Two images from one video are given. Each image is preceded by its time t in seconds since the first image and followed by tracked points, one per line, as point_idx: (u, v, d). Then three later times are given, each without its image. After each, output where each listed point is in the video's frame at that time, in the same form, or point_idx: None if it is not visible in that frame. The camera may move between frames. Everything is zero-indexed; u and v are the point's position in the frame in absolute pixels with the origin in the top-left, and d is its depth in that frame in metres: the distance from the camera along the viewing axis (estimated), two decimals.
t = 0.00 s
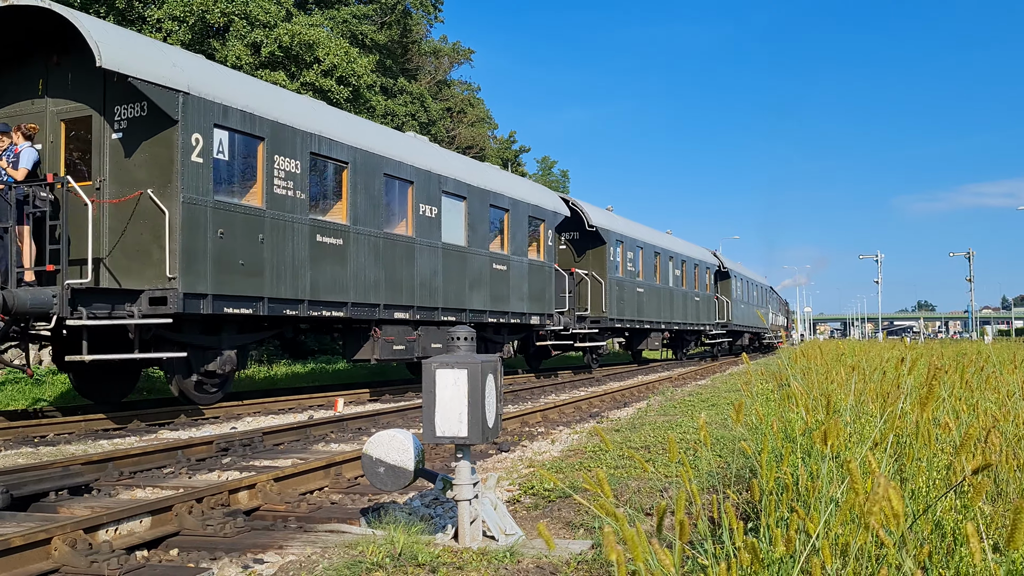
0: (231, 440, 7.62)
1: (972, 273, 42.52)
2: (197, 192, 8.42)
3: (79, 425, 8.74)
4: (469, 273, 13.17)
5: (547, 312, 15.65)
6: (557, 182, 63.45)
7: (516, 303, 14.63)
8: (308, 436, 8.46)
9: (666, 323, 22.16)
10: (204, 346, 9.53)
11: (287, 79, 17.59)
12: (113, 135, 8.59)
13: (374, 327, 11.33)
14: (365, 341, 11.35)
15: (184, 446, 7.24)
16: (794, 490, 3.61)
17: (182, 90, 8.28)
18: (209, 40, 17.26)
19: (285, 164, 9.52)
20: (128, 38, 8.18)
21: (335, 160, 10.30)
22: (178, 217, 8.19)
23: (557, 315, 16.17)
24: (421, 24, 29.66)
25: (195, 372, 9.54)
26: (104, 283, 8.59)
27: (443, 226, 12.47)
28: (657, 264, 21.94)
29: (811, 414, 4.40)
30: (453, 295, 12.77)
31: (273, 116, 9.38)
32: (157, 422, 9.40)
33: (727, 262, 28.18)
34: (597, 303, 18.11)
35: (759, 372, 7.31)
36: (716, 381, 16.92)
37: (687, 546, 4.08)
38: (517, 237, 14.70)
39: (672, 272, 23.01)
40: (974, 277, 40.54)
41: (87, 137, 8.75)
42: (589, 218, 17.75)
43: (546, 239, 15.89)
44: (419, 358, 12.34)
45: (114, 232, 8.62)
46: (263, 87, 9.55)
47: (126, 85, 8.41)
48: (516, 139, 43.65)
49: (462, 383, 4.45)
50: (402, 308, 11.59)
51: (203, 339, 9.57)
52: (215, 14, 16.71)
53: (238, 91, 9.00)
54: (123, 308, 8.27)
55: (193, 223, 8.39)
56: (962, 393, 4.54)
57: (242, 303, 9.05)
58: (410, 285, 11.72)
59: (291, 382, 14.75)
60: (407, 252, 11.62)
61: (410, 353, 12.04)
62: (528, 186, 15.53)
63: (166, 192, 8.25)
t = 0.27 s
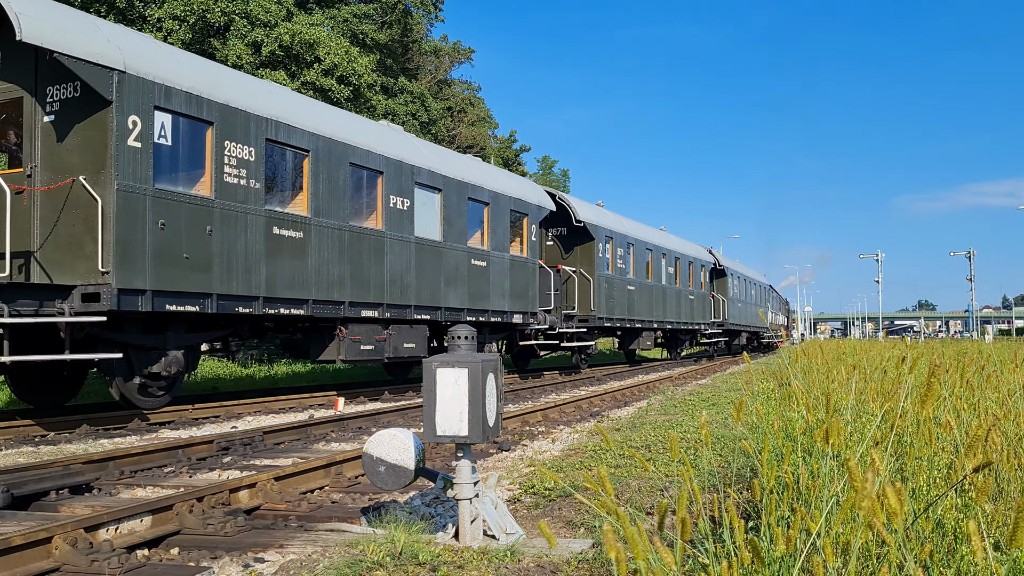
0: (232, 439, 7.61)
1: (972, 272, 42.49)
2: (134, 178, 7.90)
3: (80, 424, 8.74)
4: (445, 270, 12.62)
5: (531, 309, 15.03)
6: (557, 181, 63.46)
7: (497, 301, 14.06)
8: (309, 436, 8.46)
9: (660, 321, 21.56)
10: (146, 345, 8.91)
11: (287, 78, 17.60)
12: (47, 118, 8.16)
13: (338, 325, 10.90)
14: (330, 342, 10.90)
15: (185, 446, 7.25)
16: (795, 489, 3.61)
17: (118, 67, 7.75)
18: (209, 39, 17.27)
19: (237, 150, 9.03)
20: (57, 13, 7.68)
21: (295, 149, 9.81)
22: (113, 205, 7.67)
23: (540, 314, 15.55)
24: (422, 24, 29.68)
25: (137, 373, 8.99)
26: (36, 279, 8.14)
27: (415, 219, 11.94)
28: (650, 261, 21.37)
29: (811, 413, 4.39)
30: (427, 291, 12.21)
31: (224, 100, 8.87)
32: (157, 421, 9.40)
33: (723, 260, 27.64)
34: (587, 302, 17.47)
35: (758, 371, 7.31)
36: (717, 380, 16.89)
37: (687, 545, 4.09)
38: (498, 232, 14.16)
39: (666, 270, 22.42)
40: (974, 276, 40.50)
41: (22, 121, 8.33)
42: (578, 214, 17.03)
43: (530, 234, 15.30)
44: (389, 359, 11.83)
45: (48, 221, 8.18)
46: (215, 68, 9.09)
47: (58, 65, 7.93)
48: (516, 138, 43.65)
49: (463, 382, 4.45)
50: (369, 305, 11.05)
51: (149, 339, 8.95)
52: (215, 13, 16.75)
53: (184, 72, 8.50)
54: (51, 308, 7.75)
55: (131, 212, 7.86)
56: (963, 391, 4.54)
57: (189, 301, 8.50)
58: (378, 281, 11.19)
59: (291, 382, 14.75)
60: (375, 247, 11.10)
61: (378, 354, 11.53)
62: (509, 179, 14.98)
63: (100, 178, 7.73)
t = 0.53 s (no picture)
0: (232, 439, 7.61)
1: (972, 272, 42.49)
2: (57, 161, 7.18)
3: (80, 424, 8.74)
4: (420, 266, 11.90)
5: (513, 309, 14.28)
6: (557, 181, 63.47)
7: (478, 300, 13.34)
8: (309, 435, 8.46)
9: (651, 320, 20.99)
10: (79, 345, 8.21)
11: (288, 77, 17.60)
12: None
13: (300, 325, 10.09)
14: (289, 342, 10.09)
15: (185, 445, 7.25)
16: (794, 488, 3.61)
17: (42, 41, 7.04)
18: (209, 39, 17.28)
19: (181, 135, 8.31)
20: None
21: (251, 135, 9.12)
22: (34, 192, 6.97)
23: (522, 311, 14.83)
24: (422, 23, 29.68)
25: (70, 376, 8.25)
26: None
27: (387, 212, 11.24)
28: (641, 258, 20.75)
29: (811, 412, 4.39)
30: (400, 289, 11.49)
31: (169, 80, 8.18)
32: (157, 420, 9.41)
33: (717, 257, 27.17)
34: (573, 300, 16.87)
35: (759, 371, 7.30)
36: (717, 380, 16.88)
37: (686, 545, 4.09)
38: (479, 226, 13.44)
39: (658, 267, 21.81)
40: (974, 275, 40.47)
41: None
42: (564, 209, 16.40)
43: (512, 230, 14.54)
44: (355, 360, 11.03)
45: None
46: (162, 46, 8.38)
47: None
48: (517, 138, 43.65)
49: (463, 382, 4.45)
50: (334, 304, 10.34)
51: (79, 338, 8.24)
52: (215, 13, 16.77)
53: (120, 48, 7.79)
54: None
55: (54, 200, 7.15)
56: (963, 391, 4.53)
57: (123, 297, 7.77)
58: (344, 278, 10.47)
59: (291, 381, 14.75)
60: (341, 241, 10.39)
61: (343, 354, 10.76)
62: (490, 171, 14.22)
63: (20, 162, 7.04)
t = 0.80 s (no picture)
0: (232, 439, 7.61)
1: (972, 271, 42.49)
2: None
3: (80, 424, 8.75)
4: (387, 261, 11.34)
5: (491, 307, 13.71)
6: (557, 180, 63.52)
7: (452, 297, 12.78)
8: (310, 435, 8.47)
9: (642, 319, 20.42)
10: None
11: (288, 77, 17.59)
12: None
13: (253, 324, 9.70)
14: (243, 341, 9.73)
15: (186, 444, 7.25)
16: (796, 488, 3.62)
17: None
18: (209, 39, 17.29)
19: (115, 117, 7.80)
20: None
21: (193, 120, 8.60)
22: None
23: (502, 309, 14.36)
24: (422, 24, 29.68)
25: None
26: None
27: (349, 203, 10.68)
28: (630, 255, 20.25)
29: (811, 412, 4.40)
30: (364, 285, 10.93)
31: (98, 58, 7.65)
32: (157, 420, 9.41)
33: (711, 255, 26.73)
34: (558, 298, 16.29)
35: (759, 371, 7.31)
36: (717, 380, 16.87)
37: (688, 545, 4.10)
38: (454, 219, 12.83)
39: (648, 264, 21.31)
40: (975, 274, 40.51)
41: None
42: (548, 203, 15.79)
43: (492, 224, 13.99)
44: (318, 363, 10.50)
45: None
46: (93, 23, 7.85)
47: None
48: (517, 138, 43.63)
49: (463, 381, 4.45)
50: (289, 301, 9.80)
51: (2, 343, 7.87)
52: (215, 13, 16.78)
53: (43, 22, 7.25)
54: None
55: None
56: (962, 391, 4.53)
57: (48, 294, 7.28)
58: (303, 274, 9.95)
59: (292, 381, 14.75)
60: (299, 235, 9.88)
61: (306, 356, 10.27)
62: (469, 162, 13.67)
63: None
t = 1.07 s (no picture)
0: (232, 438, 7.61)
1: (972, 270, 42.46)
2: None
3: (81, 423, 8.75)
4: (352, 255, 10.66)
5: (467, 305, 13.08)
6: (558, 180, 63.49)
7: (425, 294, 12.12)
8: (310, 434, 8.47)
9: (631, 317, 19.92)
10: None
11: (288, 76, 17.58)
12: None
13: (200, 322, 8.98)
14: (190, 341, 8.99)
15: (186, 444, 7.25)
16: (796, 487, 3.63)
17: None
18: (209, 38, 17.29)
19: (37, 96, 7.04)
20: None
21: (128, 101, 7.87)
22: None
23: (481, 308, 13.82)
24: (423, 23, 29.68)
25: None
26: None
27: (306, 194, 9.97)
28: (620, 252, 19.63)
29: (812, 411, 4.40)
30: (326, 282, 10.25)
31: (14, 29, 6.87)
32: (158, 420, 9.41)
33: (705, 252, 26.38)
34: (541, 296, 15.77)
35: (759, 371, 7.31)
36: (718, 379, 16.87)
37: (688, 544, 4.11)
38: (425, 211, 12.12)
39: (639, 261, 20.71)
40: (975, 274, 40.54)
41: None
42: (531, 196, 15.20)
43: (469, 218, 13.32)
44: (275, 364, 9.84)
45: None
46: None
47: None
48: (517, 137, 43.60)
49: (463, 381, 4.44)
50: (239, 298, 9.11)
51: None
52: (215, 12, 16.79)
53: None
54: None
55: None
56: (963, 390, 4.53)
57: None
58: (256, 268, 9.27)
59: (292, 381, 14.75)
60: (251, 226, 9.22)
61: (261, 357, 9.59)
62: (445, 152, 12.98)
63: None
